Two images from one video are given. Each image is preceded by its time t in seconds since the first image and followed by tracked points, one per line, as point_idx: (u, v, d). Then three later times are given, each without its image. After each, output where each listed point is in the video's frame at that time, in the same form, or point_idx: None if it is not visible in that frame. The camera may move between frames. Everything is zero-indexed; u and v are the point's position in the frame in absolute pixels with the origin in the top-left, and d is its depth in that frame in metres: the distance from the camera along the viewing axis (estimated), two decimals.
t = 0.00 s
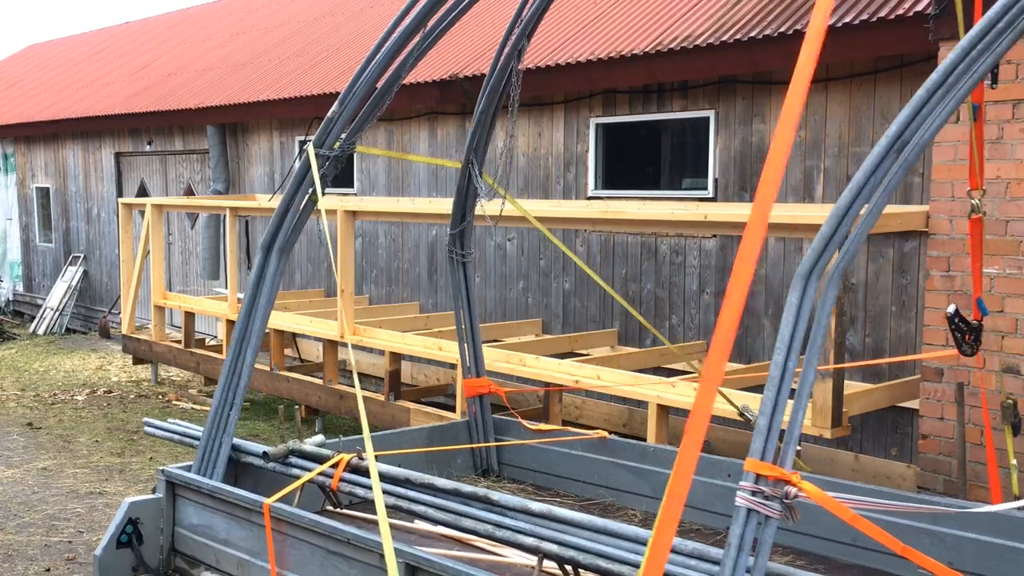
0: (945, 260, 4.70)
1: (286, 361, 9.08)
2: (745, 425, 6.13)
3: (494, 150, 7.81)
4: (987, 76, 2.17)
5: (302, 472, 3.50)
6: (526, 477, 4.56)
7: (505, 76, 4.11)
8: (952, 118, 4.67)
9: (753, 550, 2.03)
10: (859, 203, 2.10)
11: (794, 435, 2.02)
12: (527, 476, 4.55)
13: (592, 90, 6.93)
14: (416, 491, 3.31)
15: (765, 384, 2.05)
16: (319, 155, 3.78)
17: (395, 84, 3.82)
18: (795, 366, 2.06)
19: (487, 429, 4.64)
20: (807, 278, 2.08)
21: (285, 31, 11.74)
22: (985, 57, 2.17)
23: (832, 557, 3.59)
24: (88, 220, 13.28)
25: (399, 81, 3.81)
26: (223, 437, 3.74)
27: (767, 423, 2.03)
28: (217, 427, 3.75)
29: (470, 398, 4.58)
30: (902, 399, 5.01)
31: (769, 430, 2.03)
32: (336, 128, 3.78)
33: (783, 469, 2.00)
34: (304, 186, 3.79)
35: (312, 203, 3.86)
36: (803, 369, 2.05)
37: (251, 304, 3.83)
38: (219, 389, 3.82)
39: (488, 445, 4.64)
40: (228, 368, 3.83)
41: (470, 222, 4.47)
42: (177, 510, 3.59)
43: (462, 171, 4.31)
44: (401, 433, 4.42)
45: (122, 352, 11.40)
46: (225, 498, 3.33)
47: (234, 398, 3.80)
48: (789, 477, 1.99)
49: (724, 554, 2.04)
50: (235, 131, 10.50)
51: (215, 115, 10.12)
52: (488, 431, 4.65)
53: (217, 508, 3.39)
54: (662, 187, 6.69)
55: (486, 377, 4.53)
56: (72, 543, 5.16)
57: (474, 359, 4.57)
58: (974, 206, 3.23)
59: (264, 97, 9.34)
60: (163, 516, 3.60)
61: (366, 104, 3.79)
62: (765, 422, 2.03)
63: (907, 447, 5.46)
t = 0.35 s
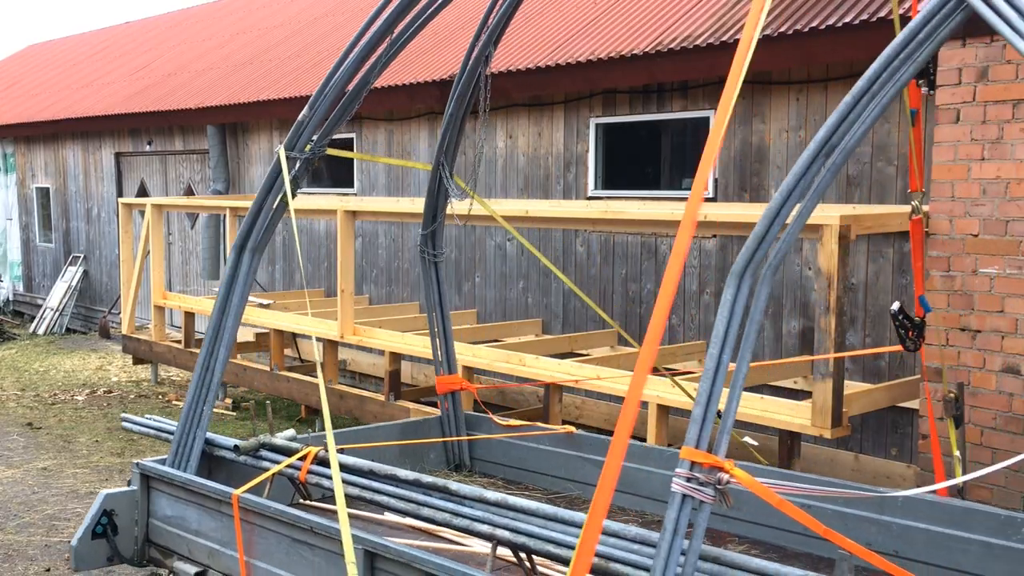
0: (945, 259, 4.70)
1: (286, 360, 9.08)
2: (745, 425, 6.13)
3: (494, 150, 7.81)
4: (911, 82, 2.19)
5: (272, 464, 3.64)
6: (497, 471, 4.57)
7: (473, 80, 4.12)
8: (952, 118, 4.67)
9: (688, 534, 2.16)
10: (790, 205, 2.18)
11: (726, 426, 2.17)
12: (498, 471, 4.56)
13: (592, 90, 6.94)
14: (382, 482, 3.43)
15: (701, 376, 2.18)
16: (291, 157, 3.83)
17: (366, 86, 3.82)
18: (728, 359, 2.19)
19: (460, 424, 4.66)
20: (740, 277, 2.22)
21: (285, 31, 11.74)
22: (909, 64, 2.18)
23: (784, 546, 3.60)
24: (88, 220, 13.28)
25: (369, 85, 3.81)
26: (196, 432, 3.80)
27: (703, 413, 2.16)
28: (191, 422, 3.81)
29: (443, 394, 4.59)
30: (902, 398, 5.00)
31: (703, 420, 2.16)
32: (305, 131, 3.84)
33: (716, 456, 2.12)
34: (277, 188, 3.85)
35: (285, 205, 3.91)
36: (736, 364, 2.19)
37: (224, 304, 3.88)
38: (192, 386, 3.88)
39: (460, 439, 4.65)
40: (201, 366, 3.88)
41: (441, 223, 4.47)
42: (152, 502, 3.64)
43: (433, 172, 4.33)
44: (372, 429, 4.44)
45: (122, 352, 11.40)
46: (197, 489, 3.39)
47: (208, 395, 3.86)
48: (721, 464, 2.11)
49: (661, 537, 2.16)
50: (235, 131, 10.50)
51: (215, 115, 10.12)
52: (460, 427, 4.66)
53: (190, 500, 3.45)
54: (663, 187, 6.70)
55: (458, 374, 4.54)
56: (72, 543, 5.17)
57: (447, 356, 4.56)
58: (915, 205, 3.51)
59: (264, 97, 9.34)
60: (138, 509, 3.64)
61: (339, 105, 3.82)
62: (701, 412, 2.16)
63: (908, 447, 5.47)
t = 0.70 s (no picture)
0: (945, 260, 4.71)
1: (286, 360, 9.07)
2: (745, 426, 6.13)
3: (494, 150, 7.81)
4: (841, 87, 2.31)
5: (242, 456, 3.79)
6: (469, 465, 4.67)
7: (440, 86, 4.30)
8: (952, 118, 4.67)
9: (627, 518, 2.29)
10: (725, 206, 2.34)
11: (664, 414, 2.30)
12: (470, 464, 4.66)
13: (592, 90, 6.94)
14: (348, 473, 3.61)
15: (642, 366, 2.30)
16: (263, 159, 3.96)
17: (335, 91, 3.99)
18: (667, 350, 2.31)
19: (433, 417, 4.76)
20: (679, 273, 2.35)
21: (285, 31, 11.74)
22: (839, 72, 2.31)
23: (741, 535, 3.72)
24: (88, 220, 13.28)
25: (338, 90, 3.99)
26: (172, 427, 3.94)
27: (641, 404, 2.28)
28: (167, 416, 3.96)
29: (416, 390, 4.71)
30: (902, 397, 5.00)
31: (642, 412, 2.28)
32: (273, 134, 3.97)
33: (654, 445, 2.25)
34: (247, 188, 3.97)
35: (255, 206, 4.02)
36: (674, 355, 2.31)
37: (198, 303, 4.02)
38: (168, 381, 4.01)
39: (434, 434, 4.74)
40: (176, 362, 4.03)
41: (415, 224, 4.64)
42: (127, 494, 3.80)
43: (405, 175, 4.50)
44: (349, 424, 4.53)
45: (122, 351, 11.41)
46: (169, 481, 3.55)
47: (182, 390, 3.99)
48: (659, 452, 2.25)
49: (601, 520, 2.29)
50: (235, 131, 10.50)
51: (215, 115, 10.12)
52: (433, 421, 4.76)
53: (163, 490, 3.61)
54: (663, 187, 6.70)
55: (432, 371, 4.71)
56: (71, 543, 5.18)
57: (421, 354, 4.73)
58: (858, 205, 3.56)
59: (265, 97, 9.33)
60: (114, 501, 3.79)
61: (312, 108, 3.99)
62: (640, 404, 2.28)
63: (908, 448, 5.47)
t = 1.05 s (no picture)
0: (945, 260, 4.71)
1: (286, 360, 9.08)
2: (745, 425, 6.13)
3: (494, 150, 7.81)
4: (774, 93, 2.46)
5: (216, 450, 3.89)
6: (443, 460, 4.78)
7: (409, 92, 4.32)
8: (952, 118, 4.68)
9: (573, 505, 2.40)
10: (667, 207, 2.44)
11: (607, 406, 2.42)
12: (444, 459, 4.78)
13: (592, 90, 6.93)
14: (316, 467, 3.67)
15: (587, 360, 2.41)
16: (236, 162, 4.02)
17: (307, 97, 4.08)
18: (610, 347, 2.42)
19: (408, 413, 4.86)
20: (623, 271, 2.46)
21: (285, 31, 11.74)
22: (773, 77, 2.45)
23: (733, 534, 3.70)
24: (88, 220, 13.29)
25: (310, 96, 4.08)
26: (149, 422, 4.04)
27: (587, 395, 2.40)
28: (143, 411, 4.04)
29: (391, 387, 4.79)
30: (901, 398, 5.00)
31: (588, 402, 2.40)
32: (246, 138, 4.03)
33: (598, 435, 2.36)
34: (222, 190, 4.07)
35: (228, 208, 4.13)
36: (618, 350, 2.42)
37: (175, 300, 4.11)
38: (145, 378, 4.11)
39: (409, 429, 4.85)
40: (152, 358, 4.12)
41: (388, 224, 4.67)
42: (105, 487, 3.91)
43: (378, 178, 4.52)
44: (325, 421, 4.67)
45: (122, 351, 11.42)
46: (144, 474, 3.67)
47: (158, 386, 4.08)
48: (602, 441, 2.35)
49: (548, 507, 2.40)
50: (235, 131, 10.50)
51: (215, 115, 10.12)
52: (409, 417, 4.87)
53: (138, 483, 3.72)
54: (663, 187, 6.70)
55: (406, 369, 4.77)
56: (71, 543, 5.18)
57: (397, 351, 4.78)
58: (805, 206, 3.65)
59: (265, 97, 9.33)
60: (92, 493, 3.91)
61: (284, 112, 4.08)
62: (585, 395, 2.40)
63: (908, 448, 5.47)
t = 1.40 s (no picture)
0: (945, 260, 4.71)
1: (286, 361, 9.08)
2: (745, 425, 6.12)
3: (494, 150, 7.81)
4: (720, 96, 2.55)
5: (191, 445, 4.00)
6: (419, 457, 4.82)
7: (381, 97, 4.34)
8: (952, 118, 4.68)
9: (522, 493, 2.57)
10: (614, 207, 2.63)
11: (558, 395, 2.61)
12: (420, 455, 4.82)
13: (593, 90, 6.92)
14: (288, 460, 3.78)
15: (538, 355, 2.59)
16: (211, 166, 4.07)
17: (280, 100, 4.06)
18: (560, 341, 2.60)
19: (384, 410, 4.91)
20: (573, 269, 2.64)
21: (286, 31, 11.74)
22: (710, 86, 2.55)
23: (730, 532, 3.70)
24: (87, 220, 13.29)
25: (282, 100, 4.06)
26: (126, 418, 4.08)
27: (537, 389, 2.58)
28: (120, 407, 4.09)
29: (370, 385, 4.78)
30: (902, 398, 5.00)
31: (539, 394, 2.58)
32: (222, 141, 4.06)
33: (548, 426, 2.55)
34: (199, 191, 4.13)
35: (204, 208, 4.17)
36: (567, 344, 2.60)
37: (151, 299, 4.14)
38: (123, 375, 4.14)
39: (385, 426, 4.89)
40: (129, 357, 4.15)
41: (364, 225, 4.73)
42: (83, 481, 3.94)
43: (353, 180, 4.58)
44: (299, 416, 4.67)
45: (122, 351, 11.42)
46: (121, 468, 3.70)
47: (136, 382, 4.11)
48: (552, 432, 2.55)
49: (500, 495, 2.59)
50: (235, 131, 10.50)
51: (216, 115, 10.12)
52: (385, 414, 4.90)
53: (115, 477, 3.76)
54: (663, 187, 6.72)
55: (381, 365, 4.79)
56: (71, 543, 5.18)
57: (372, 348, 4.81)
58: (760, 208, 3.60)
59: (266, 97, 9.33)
60: (70, 487, 3.93)
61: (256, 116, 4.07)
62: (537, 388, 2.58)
63: (908, 448, 5.47)
